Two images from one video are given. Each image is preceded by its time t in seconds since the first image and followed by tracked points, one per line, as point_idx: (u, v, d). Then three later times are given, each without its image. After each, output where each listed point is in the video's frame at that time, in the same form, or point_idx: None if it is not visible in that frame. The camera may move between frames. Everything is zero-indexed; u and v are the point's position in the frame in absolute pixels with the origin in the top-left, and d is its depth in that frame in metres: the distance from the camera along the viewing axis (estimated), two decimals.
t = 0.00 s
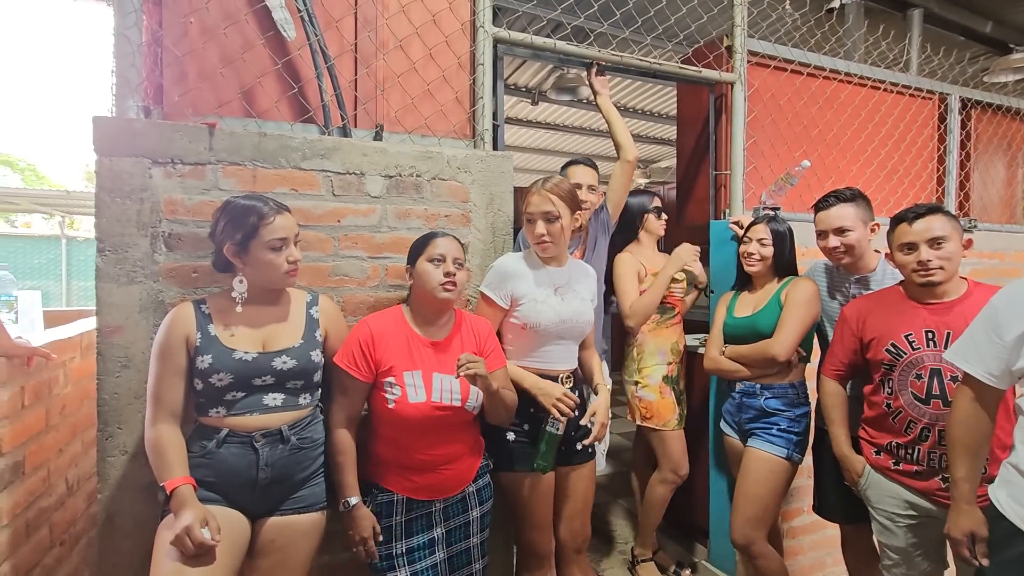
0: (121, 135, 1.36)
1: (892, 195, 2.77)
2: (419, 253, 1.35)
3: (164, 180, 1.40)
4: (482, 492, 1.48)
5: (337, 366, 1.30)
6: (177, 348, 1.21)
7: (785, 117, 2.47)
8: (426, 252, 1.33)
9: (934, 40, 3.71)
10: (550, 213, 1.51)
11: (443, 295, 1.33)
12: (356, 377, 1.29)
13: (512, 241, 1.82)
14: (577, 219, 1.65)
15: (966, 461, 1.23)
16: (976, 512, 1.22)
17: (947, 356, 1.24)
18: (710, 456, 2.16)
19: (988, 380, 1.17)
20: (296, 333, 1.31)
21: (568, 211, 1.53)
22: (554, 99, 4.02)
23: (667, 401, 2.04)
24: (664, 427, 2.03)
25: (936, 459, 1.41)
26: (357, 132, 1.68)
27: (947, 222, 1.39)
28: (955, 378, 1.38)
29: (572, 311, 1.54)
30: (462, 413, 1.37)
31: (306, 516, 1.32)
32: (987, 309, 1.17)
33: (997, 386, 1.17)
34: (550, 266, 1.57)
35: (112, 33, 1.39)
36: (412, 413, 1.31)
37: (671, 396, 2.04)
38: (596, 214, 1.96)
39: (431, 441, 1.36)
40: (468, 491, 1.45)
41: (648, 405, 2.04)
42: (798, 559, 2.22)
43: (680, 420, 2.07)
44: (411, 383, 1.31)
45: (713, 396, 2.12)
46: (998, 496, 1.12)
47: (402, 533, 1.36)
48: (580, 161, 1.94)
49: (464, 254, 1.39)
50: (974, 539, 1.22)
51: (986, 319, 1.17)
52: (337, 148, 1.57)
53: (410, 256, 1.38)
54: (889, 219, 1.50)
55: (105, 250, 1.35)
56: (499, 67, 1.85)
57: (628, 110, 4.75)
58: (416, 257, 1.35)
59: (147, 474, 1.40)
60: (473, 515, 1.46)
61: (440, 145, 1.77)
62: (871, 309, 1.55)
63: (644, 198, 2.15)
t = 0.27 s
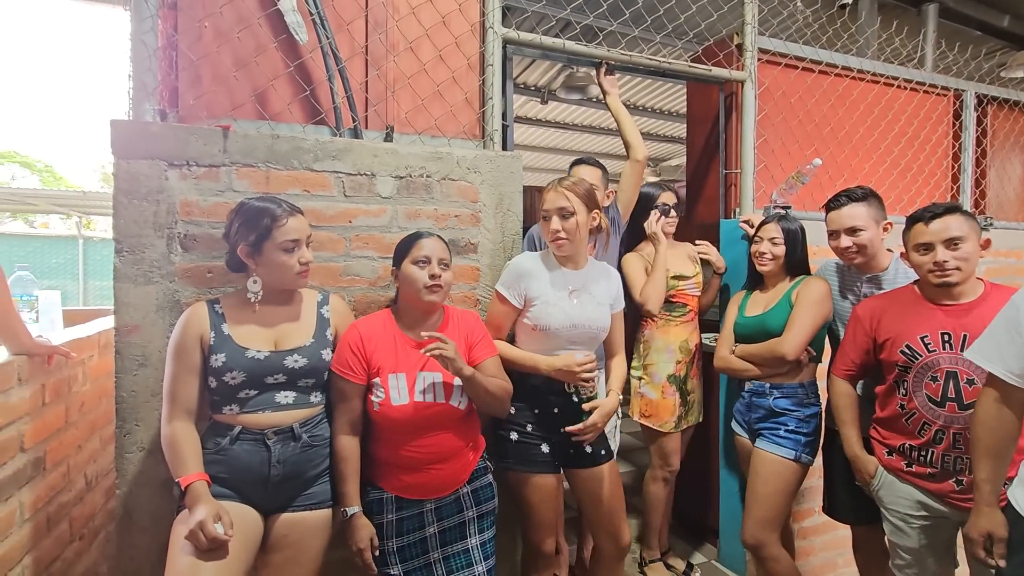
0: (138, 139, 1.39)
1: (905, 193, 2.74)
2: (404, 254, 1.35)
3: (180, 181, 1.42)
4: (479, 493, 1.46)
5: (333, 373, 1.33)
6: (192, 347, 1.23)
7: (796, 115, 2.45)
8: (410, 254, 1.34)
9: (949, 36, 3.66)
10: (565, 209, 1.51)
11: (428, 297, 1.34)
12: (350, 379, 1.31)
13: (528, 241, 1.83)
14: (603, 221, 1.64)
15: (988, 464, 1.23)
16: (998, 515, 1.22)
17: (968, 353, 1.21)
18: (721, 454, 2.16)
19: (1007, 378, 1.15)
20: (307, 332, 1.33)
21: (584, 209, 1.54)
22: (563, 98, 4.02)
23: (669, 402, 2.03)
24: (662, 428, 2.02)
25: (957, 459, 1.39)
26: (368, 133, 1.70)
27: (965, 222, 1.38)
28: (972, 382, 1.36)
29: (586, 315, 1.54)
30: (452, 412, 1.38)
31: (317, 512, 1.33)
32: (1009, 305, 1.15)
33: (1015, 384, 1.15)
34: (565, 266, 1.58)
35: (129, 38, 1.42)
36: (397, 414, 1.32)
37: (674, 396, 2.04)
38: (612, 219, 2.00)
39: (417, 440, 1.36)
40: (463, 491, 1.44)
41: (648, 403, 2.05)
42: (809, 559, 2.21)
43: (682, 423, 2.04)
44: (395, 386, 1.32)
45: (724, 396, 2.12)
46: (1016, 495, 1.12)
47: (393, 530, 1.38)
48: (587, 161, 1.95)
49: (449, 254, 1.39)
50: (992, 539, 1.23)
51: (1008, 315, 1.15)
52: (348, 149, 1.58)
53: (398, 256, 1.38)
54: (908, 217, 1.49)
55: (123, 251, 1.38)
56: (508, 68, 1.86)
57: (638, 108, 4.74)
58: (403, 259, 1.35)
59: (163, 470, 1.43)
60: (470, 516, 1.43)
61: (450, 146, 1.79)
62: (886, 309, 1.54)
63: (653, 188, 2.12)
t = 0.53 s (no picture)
0: (154, 140, 1.41)
1: (919, 191, 2.71)
2: (406, 255, 1.37)
3: (194, 182, 1.45)
4: (489, 489, 1.47)
5: (343, 372, 1.35)
6: (205, 345, 1.26)
7: (807, 113, 2.43)
8: (411, 255, 1.35)
9: (964, 31, 3.61)
10: (572, 203, 1.53)
11: (430, 298, 1.35)
12: (359, 378, 1.33)
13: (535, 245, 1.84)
14: (607, 211, 1.64)
15: (1010, 460, 1.24)
16: (1013, 510, 1.24)
17: (993, 348, 1.25)
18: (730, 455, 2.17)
19: None
20: (317, 330, 1.35)
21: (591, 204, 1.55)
22: (573, 96, 4.01)
23: (667, 400, 2.03)
24: (658, 425, 2.03)
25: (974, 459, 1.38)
26: (378, 133, 1.71)
27: (975, 223, 1.36)
28: (986, 382, 1.35)
29: (593, 303, 1.54)
30: (458, 413, 1.40)
31: (329, 508, 1.35)
32: None
33: None
34: (572, 259, 1.59)
35: (144, 41, 1.45)
36: (403, 416, 1.34)
37: (672, 396, 2.03)
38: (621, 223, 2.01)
39: (423, 439, 1.38)
40: (473, 487, 1.44)
41: (647, 400, 2.06)
42: (820, 559, 2.20)
43: (681, 423, 2.03)
44: (400, 386, 1.35)
45: (733, 395, 2.13)
46: None
47: (403, 526, 1.40)
48: (592, 161, 1.95)
49: (451, 255, 1.39)
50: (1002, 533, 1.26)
51: None
52: (359, 149, 1.60)
53: (401, 255, 1.39)
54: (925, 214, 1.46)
55: (139, 251, 1.41)
56: (517, 67, 1.86)
57: (648, 106, 4.72)
58: (405, 260, 1.37)
59: (178, 465, 1.46)
60: (479, 512, 1.44)
61: (459, 145, 1.80)
62: (899, 309, 1.53)
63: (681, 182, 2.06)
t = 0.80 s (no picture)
0: (167, 139, 1.43)
1: (932, 187, 2.68)
2: (422, 256, 1.36)
3: (206, 181, 1.46)
4: (501, 479, 1.48)
5: (356, 372, 1.35)
6: (217, 342, 1.27)
7: (819, 109, 2.41)
8: (427, 256, 1.35)
9: (980, 24, 3.56)
10: (578, 206, 1.52)
11: (445, 299, 1.35)
12: (373, 377, 1.34)
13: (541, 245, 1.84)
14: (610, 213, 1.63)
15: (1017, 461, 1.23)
16: None
17: (995, 349, 1.26)
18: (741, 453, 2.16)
19: None
20: (327, 327, 1.36)
21: (595, 205, 1.55)
22: (581, 93, 4.00)
23: (682, 399, 2.02)
24: (674, 424, 2.02)
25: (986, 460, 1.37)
26: (388, 131, 1.72)
27: (994, 219, 1.34)
28: (1002, 382, 1.34)
29: (602, 299, 1.54)
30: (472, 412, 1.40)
31: (339, 503, 1.36)
32: None
33: None
34: (580, 257, 1.59)
35: (157, 41, 1.46)
36: (417, 415, 1.35)
37: (689, 394, 2.02)
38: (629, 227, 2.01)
39: (435, 436, 1.38)
40: (484, 480, 1.46)
41: (661, 399, 2.05)
42: (831, 558, 2.19)
43: (696, 422, 2.02)
44: (415, 386, 1.35)
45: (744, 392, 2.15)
46: None
47: (415, 521, 1.41)
48: (599, 159, 1.94)
49: (466, 255, 1.39)
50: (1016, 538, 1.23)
51: None
52: (368, 147, 1.61)
53: (416, 255, 1.39)
54: (943, 210, 1.44)
55: (153, 249, 1.43)
56: (526, 64, 1.86)
57: (657, 103, 4.69)
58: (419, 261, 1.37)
59: (191, 461, 1.47)
60: (489, 499, 1.45)
61: (468, 143, 1.80)
62: (913, 307, 1.51)
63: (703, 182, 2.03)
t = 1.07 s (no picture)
0: (177, 136, 1.43)
1: (947, 183, 2.64)
2: (439, 253, 1.36)
3: (216, 178, 1.47)
4: (506, 481, 1.48)
5: (370, 365, 1.36)
6: (228, 339, 1.28)
7: (831, 104, 2.38)
8: (443, 253, 1.35)
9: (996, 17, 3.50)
10: (587, 202, 1.51)
11: (458, 297, 1.34)
12: (385, 371, 1.34)
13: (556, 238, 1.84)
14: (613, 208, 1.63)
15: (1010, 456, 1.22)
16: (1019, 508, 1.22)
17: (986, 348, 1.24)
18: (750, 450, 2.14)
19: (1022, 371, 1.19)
20: (337, 324, 1.36)
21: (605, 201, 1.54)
22: (589, 89, 3.98)
23: (695, 395, 2.01)
24: (685, 420, 2.01)
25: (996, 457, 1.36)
26: (397, 127, 1.71)
27: (1014, 215, 1.31)
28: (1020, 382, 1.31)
29: (609, 294, 1.54)
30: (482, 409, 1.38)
31: (350, 499, 1.36)
32: None
33: None
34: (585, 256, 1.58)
35: (167, 38, 1.47)
36: (424, 410, 1.34)
37: (700, 391, 2.02)
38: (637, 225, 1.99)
39: (442, 433, 1.38)
40: (491, 480, 1.45)
41: (674, 395, 2.05)
42: (842, 557, 2.17)
43: (708, 418, 2.01)
44: (426, 379, 1.34)
45: (752, 392, 2.11)
46: None
47: (422, 515, 1.42)
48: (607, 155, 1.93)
49: (483, 254, 1.38)
50: None
51: None
52: (377, 144, 1.60)
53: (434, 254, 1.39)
54: (961, 205, 1.41)
55: (163, 245, 1.44)
56: (535, 60, 1.85)
57: (665, 98, 4.66)
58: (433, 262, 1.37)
59: (202, 456, 1.48)
60: (500, 502, 1.45)
61: (477, 139, 1.79)
62: (929, 304, 1.49)
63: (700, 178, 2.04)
